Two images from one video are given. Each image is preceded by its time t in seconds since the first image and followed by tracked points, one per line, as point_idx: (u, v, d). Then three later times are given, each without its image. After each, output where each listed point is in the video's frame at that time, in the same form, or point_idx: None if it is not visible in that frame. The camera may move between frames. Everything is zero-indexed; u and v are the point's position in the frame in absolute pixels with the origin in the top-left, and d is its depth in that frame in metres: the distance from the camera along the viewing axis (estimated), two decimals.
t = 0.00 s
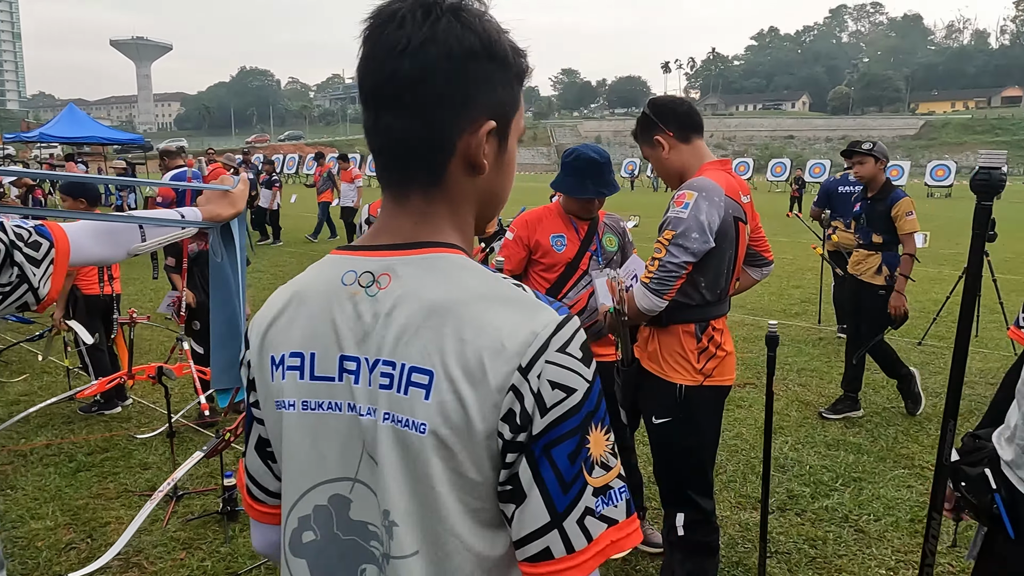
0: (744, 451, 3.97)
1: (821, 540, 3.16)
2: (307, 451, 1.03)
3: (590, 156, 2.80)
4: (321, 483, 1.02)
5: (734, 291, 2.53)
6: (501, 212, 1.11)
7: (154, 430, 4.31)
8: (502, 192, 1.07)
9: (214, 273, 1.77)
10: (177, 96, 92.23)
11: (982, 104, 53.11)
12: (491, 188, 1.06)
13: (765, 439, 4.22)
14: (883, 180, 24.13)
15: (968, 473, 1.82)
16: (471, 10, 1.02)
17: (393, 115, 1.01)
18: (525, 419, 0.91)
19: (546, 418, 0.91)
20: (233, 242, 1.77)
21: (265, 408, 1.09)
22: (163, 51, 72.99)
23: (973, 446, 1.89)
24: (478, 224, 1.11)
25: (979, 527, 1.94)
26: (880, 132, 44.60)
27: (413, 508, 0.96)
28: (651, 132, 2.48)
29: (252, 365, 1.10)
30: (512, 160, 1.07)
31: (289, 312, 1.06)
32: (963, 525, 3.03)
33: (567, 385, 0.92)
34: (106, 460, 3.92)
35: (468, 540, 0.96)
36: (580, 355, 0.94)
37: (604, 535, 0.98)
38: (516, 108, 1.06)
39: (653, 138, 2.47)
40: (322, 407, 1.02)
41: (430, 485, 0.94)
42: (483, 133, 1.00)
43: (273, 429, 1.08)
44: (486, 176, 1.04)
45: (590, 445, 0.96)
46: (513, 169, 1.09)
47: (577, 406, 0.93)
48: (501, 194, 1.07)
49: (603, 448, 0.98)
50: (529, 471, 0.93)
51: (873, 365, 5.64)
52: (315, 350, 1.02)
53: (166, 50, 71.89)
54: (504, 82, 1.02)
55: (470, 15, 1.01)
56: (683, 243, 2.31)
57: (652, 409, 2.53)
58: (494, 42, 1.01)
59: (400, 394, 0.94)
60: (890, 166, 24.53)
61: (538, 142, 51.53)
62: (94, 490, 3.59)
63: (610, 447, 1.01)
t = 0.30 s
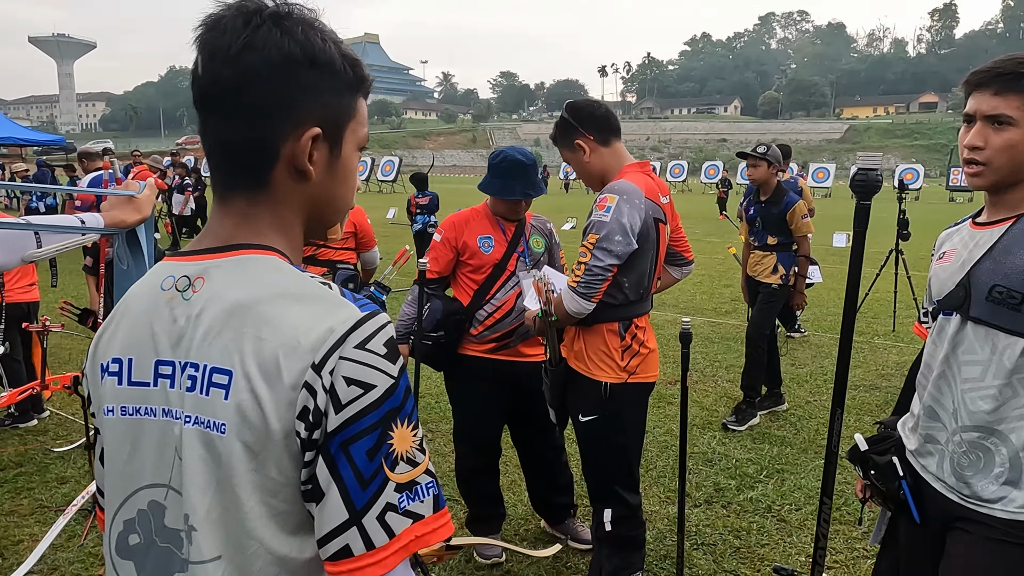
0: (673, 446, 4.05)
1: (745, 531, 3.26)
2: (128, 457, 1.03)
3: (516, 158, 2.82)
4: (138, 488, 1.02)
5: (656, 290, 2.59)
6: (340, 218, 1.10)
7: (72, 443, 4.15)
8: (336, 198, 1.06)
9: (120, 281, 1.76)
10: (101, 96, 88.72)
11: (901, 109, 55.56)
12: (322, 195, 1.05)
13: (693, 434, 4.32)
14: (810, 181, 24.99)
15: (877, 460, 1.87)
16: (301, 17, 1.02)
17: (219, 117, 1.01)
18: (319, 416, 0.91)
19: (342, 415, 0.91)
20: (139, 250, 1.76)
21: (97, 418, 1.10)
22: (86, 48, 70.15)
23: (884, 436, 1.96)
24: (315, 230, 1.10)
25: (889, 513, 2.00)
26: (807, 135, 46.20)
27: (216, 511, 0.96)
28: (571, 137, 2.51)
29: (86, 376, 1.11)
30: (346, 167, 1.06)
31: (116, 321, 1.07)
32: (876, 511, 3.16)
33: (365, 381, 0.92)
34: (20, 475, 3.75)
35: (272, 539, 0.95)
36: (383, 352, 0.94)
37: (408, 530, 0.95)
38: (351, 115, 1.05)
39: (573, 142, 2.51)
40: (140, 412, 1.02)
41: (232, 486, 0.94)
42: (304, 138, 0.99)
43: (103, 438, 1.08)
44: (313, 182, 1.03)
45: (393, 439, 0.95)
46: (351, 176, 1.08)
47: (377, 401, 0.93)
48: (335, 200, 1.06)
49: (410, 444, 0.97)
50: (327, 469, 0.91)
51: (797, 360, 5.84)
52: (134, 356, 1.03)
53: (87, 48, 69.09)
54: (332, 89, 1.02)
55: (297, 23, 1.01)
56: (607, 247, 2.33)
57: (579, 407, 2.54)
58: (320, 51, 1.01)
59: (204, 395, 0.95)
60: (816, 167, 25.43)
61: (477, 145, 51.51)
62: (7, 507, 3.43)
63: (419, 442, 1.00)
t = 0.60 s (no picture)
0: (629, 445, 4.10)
1: (699, 527, 3.31)
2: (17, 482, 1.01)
3: (470, 161, 2.81)
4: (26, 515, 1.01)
5: (609, 292, 2.62)
6: (243, 233, 1.08)
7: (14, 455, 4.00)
8: (237, 212, 1.04)
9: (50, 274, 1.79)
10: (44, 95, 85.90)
11: (847, 112, 57.21)
12: (219, 210, 1.03)
13: (648, 433, 4.38)
14: (762, 182, 25.52)
15: (827, 457, 1.90)
16: (190, 27, 1.00)
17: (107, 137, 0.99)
18: (180, 448, 0.87)
19: (202, 449, 0.87)
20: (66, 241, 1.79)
21: None
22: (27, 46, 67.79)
23: (830, 432, 1.99)
24: (218, 246, 1.08)
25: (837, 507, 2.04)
26: (758, 137, 47.19)
27: (82, 542, 0.92)
28: (523, 141, 2.53)
29: None
30: (246, 181, 1.04)
31: (12, 340, 1.05)
32: (825, 505, 3.25)
33: (229, 414, 0.88)
34: None
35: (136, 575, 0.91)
36: (254, 383, 0.90)
37: (274, 571, 0.92)
38: (248, 126, 1.03)
39: (525, 147, 2.52)
40: (29, 434, 1.00)
41: (97, 517, 0.91)
42: (195, 151, 0.97)
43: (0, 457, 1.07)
44: (208, 197, 1.01)
45: (260, 475, 0.91)
46: (253, 190, 1.05)
47: (241, 435, 0.89)
48: (235, 215, 1.04)
49: (282, 480, 0.93)
50: (185, 505, 0.88)
51: (749, 358, 5.96)
52: (22, 378, 1.01)
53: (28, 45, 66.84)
54: (224, 99, 0.99)
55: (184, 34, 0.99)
56: (562, 251, 2.35)
57: (535, 408, 2.55)
58: (209, 61, 0.99)
59: (74, 422, 0.93)
60: (767, 168, 25.99)
61: (434, 146, 51.27)
62: None
63: (296, 478, 0.96)
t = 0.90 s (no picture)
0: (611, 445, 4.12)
1: (681, 526, 3.33)
2: None
3: (451, 162, 2.81)
4: None
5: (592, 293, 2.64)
6: (207, 234, 1.07)
7: None
8: (196, 215, 1.03)
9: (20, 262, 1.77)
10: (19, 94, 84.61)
11: (826, 113, 57.82)
12: (177, 214, 1.01)
13: (630, 433, 4.40)
14: (742, 183, 25.72)
15: (803, 455, 1.91)
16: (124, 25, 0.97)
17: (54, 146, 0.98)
18: (131, 460, 0.87)
19: (153, 463, 0.86)
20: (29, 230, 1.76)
21: None
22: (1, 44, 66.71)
23: (808, 432, 2.01)
24: (184, 248, 1.07)
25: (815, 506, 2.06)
26: (739, 138, 47.57)
27: (37, 555, 0.92)
28: (502, 145, 2.53)
29: None
30: (201, 181, 1.02)
31: None
32: (804, 503, 3.29)
33: (182, 427, 0.87)
34: None
35: None
36: (208, 395, 0.89)
37: None
38: (197, 124, 1.01)
39: (505, 150, 2.52)
40: None
41: (52, 527, 0.91)
42: (141, 157, 0.96)
43: None
44: (163, 201, 1.00)
45: (217, 487, 0.90)
46: (211, 189, 1.04)
47: (194, 449, 0.88)
48: (194, 217, 1.03)
49: (240, 491, 0.92)
50: (141, 517, 0.88)
51: (730, 358, 6.00)
52: None
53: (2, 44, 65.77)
54: (165, 99, 0.97)
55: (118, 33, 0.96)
56: (544, 254, 2.35)
57: (518, 410, 2.55)
58: (146, 61, 0.97)
59: (32, 432, 0.93)
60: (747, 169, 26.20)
61: (416, 147, 51.09)
62: None
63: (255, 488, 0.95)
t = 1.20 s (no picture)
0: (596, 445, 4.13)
1: (666, 525, 3.35)
2: None
3: (435, 163, 2.80)
4: None
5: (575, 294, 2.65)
6: (162, 236, 0.97)
7: None
8: (137, 216, 0.96)
9: None
10: None
11: (807, 113, 58.31)
12: (119, 215, 0.96)
13: (615, 433, 4.42)
14: (725, 183, 25.88)
15: (784, 454, 1.93)
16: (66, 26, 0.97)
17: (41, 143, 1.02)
18: (95, 449, 0.85)
19: (120, 452, 0.84)
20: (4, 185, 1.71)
21: None
22: None
23: (789, 431, 2.02)
24: (155, 248, 1.00)
25: (795, 504, 2.08)
26: (721, 139, 47.87)
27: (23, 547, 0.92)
28: (484, 147, 2.52)
29: None
30: (139, 183, 0.94)
31: None
32: (787, 501, 3.31)
33: (147, 414, 0.85)
34: None
35: (77, 570, 0.91)
36: (169, 380, 0.87)
37: (223, 560, 0.90)
38: (122, 119, 0.93)
39: (487, 151, 2.52)
40: None
41: (29, 517, 0.91)
42: (67, 160, 0.95)
43: None
44: (102, 202, 0.96)
45: (193, 469, 0.88)
46: (148, 188, 0.94)
47: (162, 434, 0.85)
48: (138, 219, 0.96)
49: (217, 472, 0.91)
50: (117, 506, 0.86)
51: (714, 357, 6.04)
52: None
53: None
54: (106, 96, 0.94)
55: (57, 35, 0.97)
56: (530, 255, 2.35)
57: (502, 411, 2.55)
58: (87, 59, 0.95)
59: (4, 422, 0.93)
60: (729, 169, 26.38)
61: (399, 147, 50.96)
62: None
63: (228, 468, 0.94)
